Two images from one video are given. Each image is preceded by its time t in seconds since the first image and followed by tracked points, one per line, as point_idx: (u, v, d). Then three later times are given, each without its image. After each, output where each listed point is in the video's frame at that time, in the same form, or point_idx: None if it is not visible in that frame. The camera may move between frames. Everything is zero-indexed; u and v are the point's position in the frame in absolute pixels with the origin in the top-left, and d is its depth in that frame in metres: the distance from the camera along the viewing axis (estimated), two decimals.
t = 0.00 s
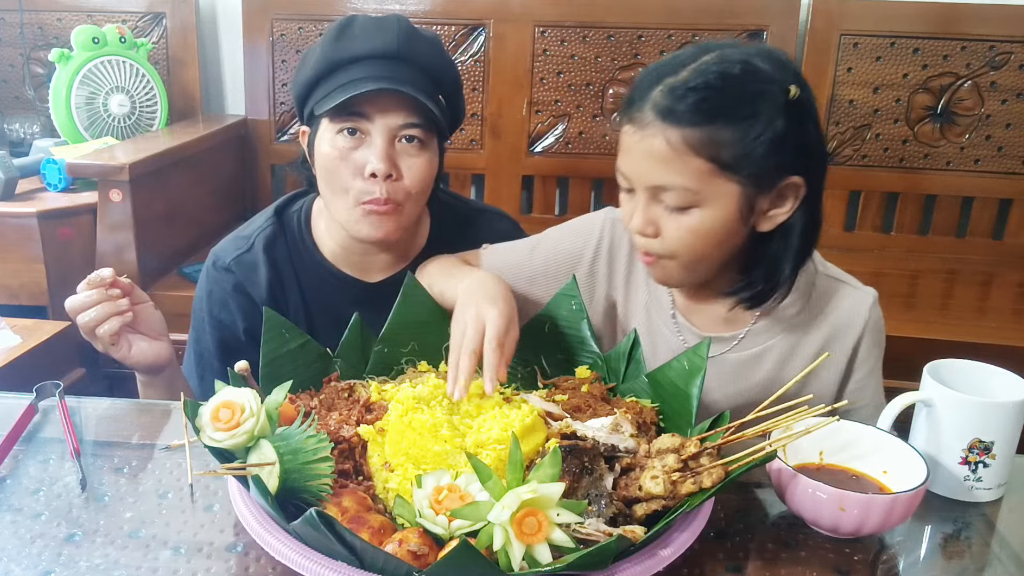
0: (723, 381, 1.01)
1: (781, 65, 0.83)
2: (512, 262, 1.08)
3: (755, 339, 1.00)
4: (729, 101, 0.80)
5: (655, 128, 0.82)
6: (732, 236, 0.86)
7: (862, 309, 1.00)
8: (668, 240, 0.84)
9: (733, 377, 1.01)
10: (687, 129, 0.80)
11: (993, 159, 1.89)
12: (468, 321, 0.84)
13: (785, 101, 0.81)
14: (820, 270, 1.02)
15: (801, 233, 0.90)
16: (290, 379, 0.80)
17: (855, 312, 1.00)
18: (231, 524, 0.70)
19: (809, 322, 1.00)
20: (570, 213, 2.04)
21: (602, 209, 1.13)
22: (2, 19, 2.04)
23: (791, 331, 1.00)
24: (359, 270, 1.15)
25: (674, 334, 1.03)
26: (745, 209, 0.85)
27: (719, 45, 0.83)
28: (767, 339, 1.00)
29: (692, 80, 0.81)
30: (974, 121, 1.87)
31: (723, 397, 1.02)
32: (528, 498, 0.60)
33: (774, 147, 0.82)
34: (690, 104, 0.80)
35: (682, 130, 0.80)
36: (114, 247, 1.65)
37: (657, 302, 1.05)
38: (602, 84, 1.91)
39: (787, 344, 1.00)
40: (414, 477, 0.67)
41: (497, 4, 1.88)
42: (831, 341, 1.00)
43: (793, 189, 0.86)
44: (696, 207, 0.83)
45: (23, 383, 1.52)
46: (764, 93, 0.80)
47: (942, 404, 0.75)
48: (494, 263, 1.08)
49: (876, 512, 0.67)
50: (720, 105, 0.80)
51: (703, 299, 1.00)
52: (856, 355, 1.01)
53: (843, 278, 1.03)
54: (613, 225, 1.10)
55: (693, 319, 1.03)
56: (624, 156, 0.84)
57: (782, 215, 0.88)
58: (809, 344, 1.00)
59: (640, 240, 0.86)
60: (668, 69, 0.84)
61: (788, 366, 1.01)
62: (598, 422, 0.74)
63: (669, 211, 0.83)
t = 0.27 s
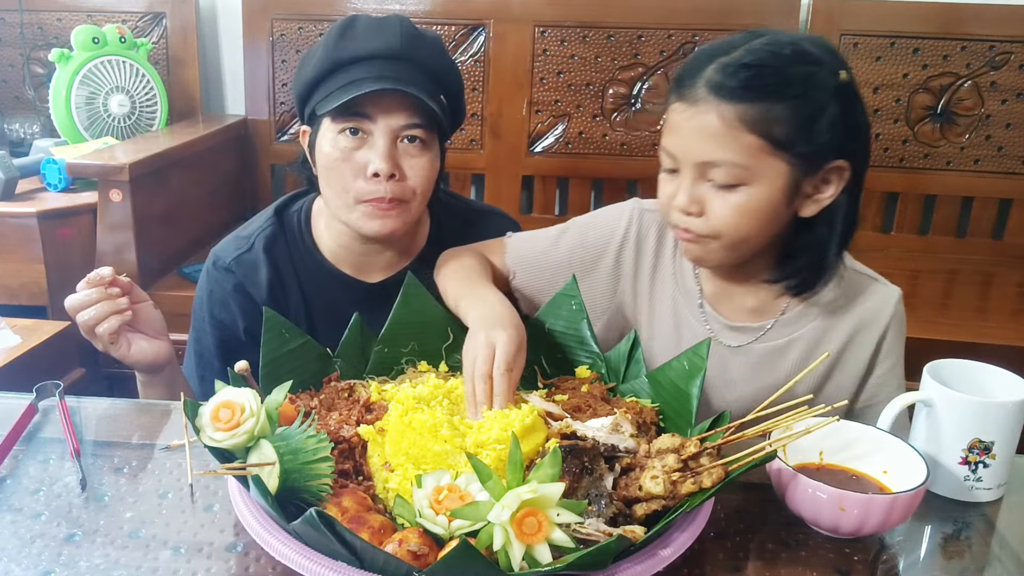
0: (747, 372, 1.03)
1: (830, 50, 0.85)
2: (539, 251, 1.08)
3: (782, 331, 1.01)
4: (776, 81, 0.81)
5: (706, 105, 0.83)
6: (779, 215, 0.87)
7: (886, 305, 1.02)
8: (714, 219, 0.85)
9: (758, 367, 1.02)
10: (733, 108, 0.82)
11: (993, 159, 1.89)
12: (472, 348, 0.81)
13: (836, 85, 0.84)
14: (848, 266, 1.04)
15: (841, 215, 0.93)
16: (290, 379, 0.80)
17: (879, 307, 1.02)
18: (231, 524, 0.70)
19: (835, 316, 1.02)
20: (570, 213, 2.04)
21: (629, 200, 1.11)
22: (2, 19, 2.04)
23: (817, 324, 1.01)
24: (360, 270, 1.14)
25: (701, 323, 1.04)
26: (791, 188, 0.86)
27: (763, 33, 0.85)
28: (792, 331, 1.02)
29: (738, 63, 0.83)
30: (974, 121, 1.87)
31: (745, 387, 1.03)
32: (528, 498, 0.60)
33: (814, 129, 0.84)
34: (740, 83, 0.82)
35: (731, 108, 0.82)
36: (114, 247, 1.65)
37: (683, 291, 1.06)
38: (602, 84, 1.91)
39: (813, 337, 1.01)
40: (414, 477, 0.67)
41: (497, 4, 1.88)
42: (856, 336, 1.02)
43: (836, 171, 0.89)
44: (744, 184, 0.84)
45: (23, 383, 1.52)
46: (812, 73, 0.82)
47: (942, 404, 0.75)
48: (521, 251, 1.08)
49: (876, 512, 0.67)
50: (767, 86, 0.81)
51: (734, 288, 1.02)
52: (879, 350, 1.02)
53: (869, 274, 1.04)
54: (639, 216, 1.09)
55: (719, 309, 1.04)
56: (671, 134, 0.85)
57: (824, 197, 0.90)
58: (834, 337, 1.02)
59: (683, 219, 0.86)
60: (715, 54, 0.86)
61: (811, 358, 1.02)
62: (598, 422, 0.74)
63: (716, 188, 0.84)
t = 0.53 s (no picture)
0: (757, 365, 1.04)
1: (861, 47, 0.89)
2: (552, 243, 1.09)
3: (794, 325, 1.02)
4: (808, 69, 0.84)
5: (743, 90, 0.85)
6: (805, 205, 0.89)
7: (899, 303, 1.03)
8: (741, 207, 0.86)
9: (768, 361, 1.03)
10: (768, 93, 0.84)
11: (993, 159, 1.89)
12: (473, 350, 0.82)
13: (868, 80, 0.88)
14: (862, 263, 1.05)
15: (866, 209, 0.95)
16: (290, 379, 0.80)
17: (892, 304, 1.02)
18: (231, 524, 0.70)
19: (848, 311, 1.02)
20: (570, 213, 2.04)
21: (640, 195, 1.13)
22: (2, 19, 2.04)
23: (830, 319, 1.02)
24: (360, 270, 1.14)
25: (714, 317, 1.05)
26: (820, 178, 0.88)
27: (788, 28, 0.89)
28: (805, 325, 1.02)
29: (769, 53, 0.86)
30: (974, 121, 1.87)
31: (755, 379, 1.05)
32: (528, 498, 0.60)
33: (838, 122, 0.86)
34: (774, 69, 0.85)
35: (766, 92, 0.84)
36: (114, 247, 1.65)
37: (696, 283, 1.07)
38: (602, 84, 1.91)
39: (825, 332, 1.02)
40: (414, 477, 0.67)
41: (497, 4, 1.88)
42: (867, 331, 1.02)
43: (861, 165, 0.91)
44: (774, 172, 0.85)
45: (23, 383, 1.52)
46: (841, 64, 0.86)
47: (941, 403, 0.75)
48: (535, 241, 1.09)
49: (876, 512, 0.67)
50: (800, 72, 0.84)
51: (747, 282, 1.03)
52: (890, 346, 1.03)
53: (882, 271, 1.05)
54: (653, 209, 1.10)
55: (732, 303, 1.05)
56: (705, 122, 0.86)
57: (849, 191, 0.92)
58: (846, 333, 1.02)
59: (710, 206, 0.87)
60: (744, 46, 0.89)
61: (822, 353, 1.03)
62: (598, 422, 0.74)
63: (745, 175, 0.85)
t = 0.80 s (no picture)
0: (760, 359, 1.04)
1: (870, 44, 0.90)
2: (552, 245, 1.09)
3: (796, 319, 1.02)
4: (819, 59, 0.85)
5: (755, 80, 0.86)
6: (811, 196, 0.89)
7: (899, 298, 1.03)
8: (751, 196, 0.86)
9: (771, 356, 1.03)
10: (780, 81, 0.85)
11: (993, 159, 1.89)
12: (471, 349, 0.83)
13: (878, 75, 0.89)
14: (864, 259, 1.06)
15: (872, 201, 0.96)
16: (290, 379, 0.80)
17: (892, 299, 1.03)
18: (231, 524, 0.70)
19: (851, 306, 1.03)
20: (570, 213, 2.04)
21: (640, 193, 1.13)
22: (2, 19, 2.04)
23: (833, 313, 1.02)
24: (360, 270, 1.14)
25: (718, 312, 1.05)
26: (828, 169, 0.89)
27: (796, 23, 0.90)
28: (808, 319, 1.02)
29: (780, 45, 0.87)
30: (974, 121, 1.87)
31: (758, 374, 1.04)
32: (527, 498, 0.60)
33: (849, 113, 0.87)
34: (786, 59, 0.85)
35: (778, 81, 0.85)
36: (114, 247, 1.65)
37: (698, 280, 1.07)
38: (602, 84, 1.91)
39: (828, 326, 1.02)
40: (414, 477, 0.67)
41: (497, 4, 1.88)
42: (869, 326, 1.03)
43: (868, 158, 0.92)
44: (784, 162, 0.86)
45: (23, 383, 1.52)
46: (851, 55, 0.87)
47: (941, 404, 0.75)
48: (536, 242, 1.09)
49: (876, 513, 0.67)
50: (811, 62, 0.85)
51: (750, 276, 1.03)
52: (892, 341, 1.03)
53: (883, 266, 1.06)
54: (653, 207, 1.10)
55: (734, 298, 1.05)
56: (718, 111, 0.87)
57: (856, 183, 0.93)
58: (847, 327, 1.03)
59: (719, 195, 0.88)
60: (754, 38, 0.90)
61: (824, 348, 1.03)
62: (597, 422, 0.74)
63: (756, 165, 0.86)
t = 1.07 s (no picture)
0: (758, 355, 1.04)
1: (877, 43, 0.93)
2: (548, 251, 1.09)
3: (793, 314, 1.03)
4: (828, 49, 0.87)
5: (767, 65, 0.87)
6: (815, 185, 0.91)
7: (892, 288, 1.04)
8: (759, 180, 0.87)
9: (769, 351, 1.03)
10: (793, 68, 0.87)
11: (993, 159, 1.89)
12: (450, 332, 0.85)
13: (885, 71, 0.91)
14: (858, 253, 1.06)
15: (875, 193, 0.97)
16: (290, 379, 0.80)
17: (886, 291, 1.03)
18: (231, 524, 0.70)
19: (847, 299, 1.03)
20: (570, 213, 2.04)
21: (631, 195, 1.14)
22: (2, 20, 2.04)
23: (829, 307, 1.03)
24: (361, 270, 1.14)
25: (715, 309, 1.04)
26: (834, 159, 0.91)
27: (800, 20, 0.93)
28: (805, 313, 1.03)
29: (790, 35, 0.89)
30: (974, 121, 1.87)
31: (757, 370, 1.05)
32: (527, 498, 0.60)
33: (858, 103, 0.89)
34: (797, 47, 0.88)
35: (791, 67, 0.87)
36: (114, 247, 1.65)
37: (694, 277, 1.06)
38: (603, 84, 1.91)
39: (824, 320, 1.03)
40: (414, 477, 0.67)
41: (497, 5, 1.88)
42: (865, 320, 1.03)
43: (871, 151, 0.94)
44: (793, 148, 0.87)
45: (23, 383, 1.52)
46: (857, 47, 0.89)
47: (941, 403, 0.75)
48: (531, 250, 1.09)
49: (876, 513, 0.67)
50: (821, 51, 0.87)
51: (748, 272, 1.03)
52: (887, 334, 1.04)
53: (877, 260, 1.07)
54: (645, 207, 1.10)
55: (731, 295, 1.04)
56: (726, 98, 0.89)
57: (859, 175, 0.95)
58: (843, 320, 1.03)
59: (726, 180, 0.88)
60: (763, 31, 0.92)
61: (821, 342, 1.03)
62: (597, 422, 0.74)
63: (765, 150, 0.87)
